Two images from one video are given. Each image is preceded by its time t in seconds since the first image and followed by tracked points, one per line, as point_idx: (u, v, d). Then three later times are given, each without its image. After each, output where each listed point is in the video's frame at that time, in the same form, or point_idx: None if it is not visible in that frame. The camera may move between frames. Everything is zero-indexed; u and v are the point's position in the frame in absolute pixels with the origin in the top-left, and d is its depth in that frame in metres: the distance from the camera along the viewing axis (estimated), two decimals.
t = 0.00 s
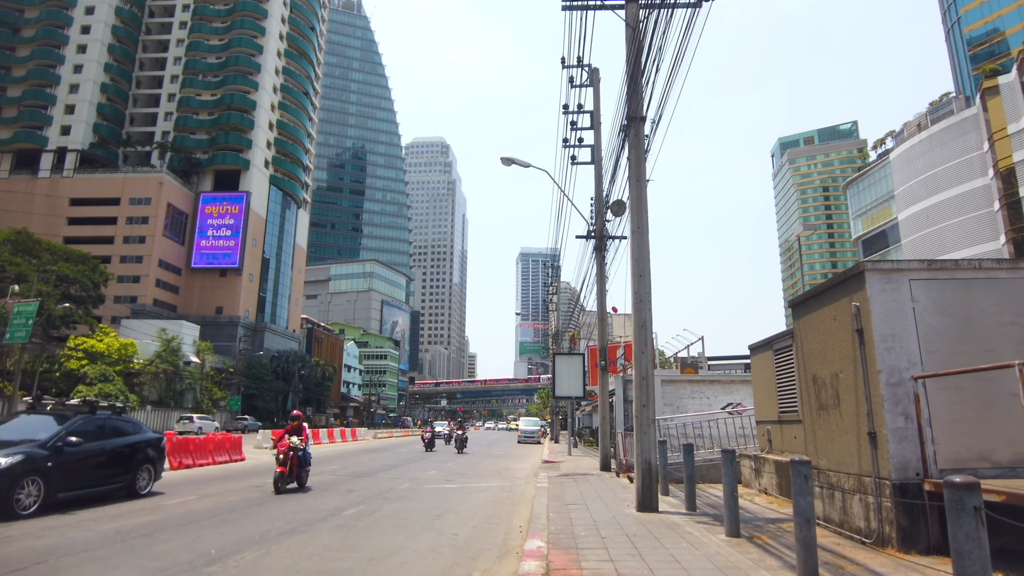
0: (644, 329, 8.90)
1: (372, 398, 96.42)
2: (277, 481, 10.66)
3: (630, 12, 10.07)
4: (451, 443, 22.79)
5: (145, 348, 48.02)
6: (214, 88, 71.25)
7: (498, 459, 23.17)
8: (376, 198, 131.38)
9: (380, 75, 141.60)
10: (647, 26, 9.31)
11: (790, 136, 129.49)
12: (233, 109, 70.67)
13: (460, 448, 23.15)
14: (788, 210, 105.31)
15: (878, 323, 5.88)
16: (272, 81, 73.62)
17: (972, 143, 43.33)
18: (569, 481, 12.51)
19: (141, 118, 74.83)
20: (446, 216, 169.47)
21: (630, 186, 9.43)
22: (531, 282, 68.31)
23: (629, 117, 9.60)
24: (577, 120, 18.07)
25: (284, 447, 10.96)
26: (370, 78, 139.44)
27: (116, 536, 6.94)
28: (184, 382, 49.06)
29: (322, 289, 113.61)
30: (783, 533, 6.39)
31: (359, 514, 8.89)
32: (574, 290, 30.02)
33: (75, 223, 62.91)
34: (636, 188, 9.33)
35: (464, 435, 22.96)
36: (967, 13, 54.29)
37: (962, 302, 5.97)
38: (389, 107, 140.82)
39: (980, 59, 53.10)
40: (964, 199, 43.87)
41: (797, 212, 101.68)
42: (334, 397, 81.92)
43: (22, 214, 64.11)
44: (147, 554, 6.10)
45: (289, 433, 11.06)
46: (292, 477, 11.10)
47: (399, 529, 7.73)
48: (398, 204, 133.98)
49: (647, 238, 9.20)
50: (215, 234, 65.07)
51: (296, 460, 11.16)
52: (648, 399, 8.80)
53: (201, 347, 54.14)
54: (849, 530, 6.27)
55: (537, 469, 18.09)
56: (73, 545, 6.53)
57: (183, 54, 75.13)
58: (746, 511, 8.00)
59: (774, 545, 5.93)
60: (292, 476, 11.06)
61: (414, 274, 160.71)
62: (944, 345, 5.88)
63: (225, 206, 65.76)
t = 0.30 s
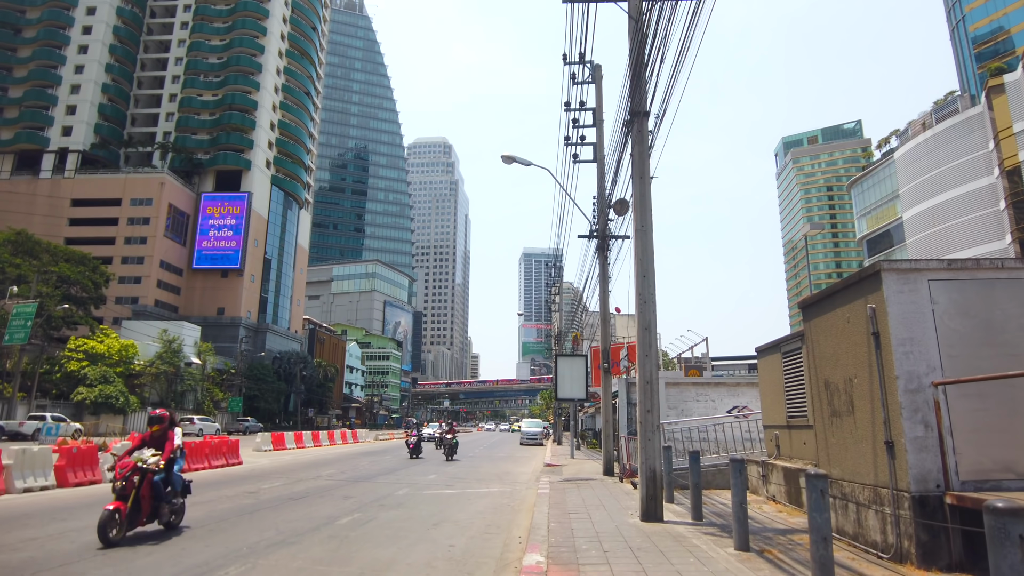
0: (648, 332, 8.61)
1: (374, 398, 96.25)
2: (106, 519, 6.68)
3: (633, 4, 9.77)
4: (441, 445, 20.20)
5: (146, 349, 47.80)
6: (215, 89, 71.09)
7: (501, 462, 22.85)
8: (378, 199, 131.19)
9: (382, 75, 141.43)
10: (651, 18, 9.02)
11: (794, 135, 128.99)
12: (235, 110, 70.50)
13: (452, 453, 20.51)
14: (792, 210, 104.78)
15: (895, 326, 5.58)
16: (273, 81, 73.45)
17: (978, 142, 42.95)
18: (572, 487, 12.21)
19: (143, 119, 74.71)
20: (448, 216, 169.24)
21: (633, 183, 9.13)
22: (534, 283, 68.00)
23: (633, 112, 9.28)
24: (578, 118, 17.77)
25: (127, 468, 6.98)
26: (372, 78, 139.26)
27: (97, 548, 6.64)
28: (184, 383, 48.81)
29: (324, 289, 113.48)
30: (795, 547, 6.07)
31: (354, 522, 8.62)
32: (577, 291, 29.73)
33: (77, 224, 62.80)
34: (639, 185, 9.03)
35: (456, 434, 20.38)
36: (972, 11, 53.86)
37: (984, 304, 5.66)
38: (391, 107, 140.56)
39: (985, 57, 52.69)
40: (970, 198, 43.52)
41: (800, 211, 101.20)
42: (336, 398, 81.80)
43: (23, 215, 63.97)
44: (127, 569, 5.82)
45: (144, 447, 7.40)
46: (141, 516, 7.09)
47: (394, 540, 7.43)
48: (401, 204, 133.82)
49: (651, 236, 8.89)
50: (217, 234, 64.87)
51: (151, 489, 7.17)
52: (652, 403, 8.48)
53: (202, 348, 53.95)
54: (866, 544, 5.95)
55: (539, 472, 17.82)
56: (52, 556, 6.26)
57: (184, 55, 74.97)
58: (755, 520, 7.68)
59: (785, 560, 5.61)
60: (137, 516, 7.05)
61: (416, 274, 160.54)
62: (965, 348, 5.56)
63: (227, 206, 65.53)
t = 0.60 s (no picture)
0: (648, 332, 8.38)
1: (377, 399, 96.15)
2: None
3: None
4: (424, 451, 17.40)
5: (147, 350, 47.65)
6: (217, 89, 70.95)
7: (501, 463, 22.64)
8: (380, 199, 131.04)
9: (384, 76, 141.25)
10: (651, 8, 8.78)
11: (797, 134, 128.50)
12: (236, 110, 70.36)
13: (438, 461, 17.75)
14: (795, 209, 104.38)
15: (905, 325, 5.33)
16: (275, 81, 73.33)
17: (982, 141, 42.56)
18: (572, 489, 11.98)
19: (144, 120, 74.58)
20: (450, 216, 169.10)
21: (633, 179, 8.90)
22: (536, 283, 67.75)
23: (634, 106, 9.03)
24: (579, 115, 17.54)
25: None
26: (373, 78, 139.06)
27: (80, 555, 6.46)
28: (185, 384, 48.64)
29: (326, 290, 113.39)
30: (800, 556, 5.83)
31: (347, 526, 8.43)
32: (579, 290, 29.46)
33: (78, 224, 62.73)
34: (639, 182, 8.81)
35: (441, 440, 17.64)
36: (975, 10, 53.51)
37: (995, 300, 5.41)
38: (393, 107, 140.31)
39: (990, 56, 52.25)
40: (974, 197, 43.15)
41: (804, 211, 100.80)
42: (338, 399, 81.74)
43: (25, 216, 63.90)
44: None
45: None
46: None
47: (388, 546, 7.20)
48: (402, 204, 133.73)
49: (651, 233, 8.66)
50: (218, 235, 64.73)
51: None
52: (651, 405, 8.25)
53: (203, 349, 53.83)
54: (876, 554, 5.66)
55: (540, 474, 17.59)
56: (32, 564, 6.06)
57: (185, 55, 74.83)
58: (759, 525, 7.44)
59: (792, 569, 5.36)
60: None
61: (418, 274, 160.46)
62: (977, 348, 5.32)
63: (228, 206, 65.36)
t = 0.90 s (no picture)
0: (650, 327, 8.17)
1: (380, 399, 96.04)
2: None
3: None
4: (397, 455, 14.61)
5: (150, 350, 47.61)
6: (220, 90, 70.90)
7: (503, 463, 22.44)
8: (384, 199, 131.03)
9: (387, 76, 141.17)
10: None
11: (801, 133, 127.96)
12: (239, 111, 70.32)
13: (415, 470, 14.90)
14: (800, 209, 103.90)
15: (917, 317, 5.11)
16: (278, 82, 73.29)
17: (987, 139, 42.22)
18: (573, 489, 11.77)
19: (148, 121, 74.57)
20: (454, 216, 168.99)
21: (634, 171, 8.70)
22: (540, 283, 67.53)
23: (635, 96, 8.82)
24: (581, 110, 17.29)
25: None
26: (377, 79, 139.02)
27: (65, 555, 6.29)
28: (189, 384, 48.59)
29: (330, 290, 113.39)
30: (807, 557, 5.61)
31: (343, 527, 8.25)
32: (582, 289, 29.23)
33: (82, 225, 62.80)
34: (640, 174, 8.60)
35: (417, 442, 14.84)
36: (981, 7, 53.10)
37: (1010, 291, 5.18)
38: (396, 107, 140.27)
39: (996, 53, 51.86)
40: (980, 195, 42.80)
41: (808, 210, 100.36)
42: (342, 399, 81.68)
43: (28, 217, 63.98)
44: None
45: None
46: None
47: (382, 548, 7.01)
48: (406, 205, 133.71)
49: (652, 227, 8.47)
50: (221, 235, 64.70)
51: None
52: (653, 402, 8.04)
53: (206, 349, 53.76)
54: (887, 554, 5.43)
55: (542, 474, 17.38)
56: (13, 565, 5.88)
57: (189, 56, 74.83)
58: (764, 526, 7.23)
59: (799, 571, 5.14)
60: None
61: (422, 275, 160.50)
62: (991, 339, 5.09)
63: (231, 207, 65.34)
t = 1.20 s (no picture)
0: (661, 320, 7.93)
1: (390, 399, 96.07)
2: None
3: None
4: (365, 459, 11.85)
5: (160, 350, 47.78)
6: (229, 91, 71.09)
7: (512, 463, 22.20)
8: (394, 200, 131.13)
9: (396, 77, 141.19)
10: None
11: (813, 131, 126.87)
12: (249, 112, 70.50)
13: (385, 480, 12.10)
14: (811, 207, 102.98)
15: (944, 304, 4.84)
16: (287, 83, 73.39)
17: (1002, 136, 41.48)
18: (584, 488, 11.51)
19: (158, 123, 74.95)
20: (464, 217, 168.94)
21: (644, 160, 8.44)
22: (549, 283, 67.27)
23: (644, 83, 8.55)
24: (589, 104, 17.01)
25: None
26: (386, 80, 139.03)
27: (59, 553, 6.12)
28: (199, 384, 48.71)
29: (340, 291, 113.60)
30: (828, 557, 5.34)
31: (344, 526, 8.02)
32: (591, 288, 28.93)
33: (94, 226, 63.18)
34: (650, 164, 8.35)
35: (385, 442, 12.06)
36: (996, 2, 52.26)
37: None
38: (405, 108, 140.34)
39: (1011, 49, 51.02)
40: (995, 193, 42.13)
41: (820, 208, 99.44)
42: (352, 399, 81.78)
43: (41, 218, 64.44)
44: None
45: None
46: None
47: (385, 548, 6.78)
48: (416, 206, 133.78)
49: (663, 217, 8.22)
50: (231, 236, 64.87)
51: None
52: (665, 397, 7.78)
53: (217, 349, 53.86)
54: (912, 556, 5.16)
55: (551, 473, 17.15)
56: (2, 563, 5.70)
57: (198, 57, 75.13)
58: (781, 526, 6.97)
59: (819, 571, 4.90)
60: None
61: (432, 275, 160.55)
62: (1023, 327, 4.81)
63: (241, 207, 65.49)
